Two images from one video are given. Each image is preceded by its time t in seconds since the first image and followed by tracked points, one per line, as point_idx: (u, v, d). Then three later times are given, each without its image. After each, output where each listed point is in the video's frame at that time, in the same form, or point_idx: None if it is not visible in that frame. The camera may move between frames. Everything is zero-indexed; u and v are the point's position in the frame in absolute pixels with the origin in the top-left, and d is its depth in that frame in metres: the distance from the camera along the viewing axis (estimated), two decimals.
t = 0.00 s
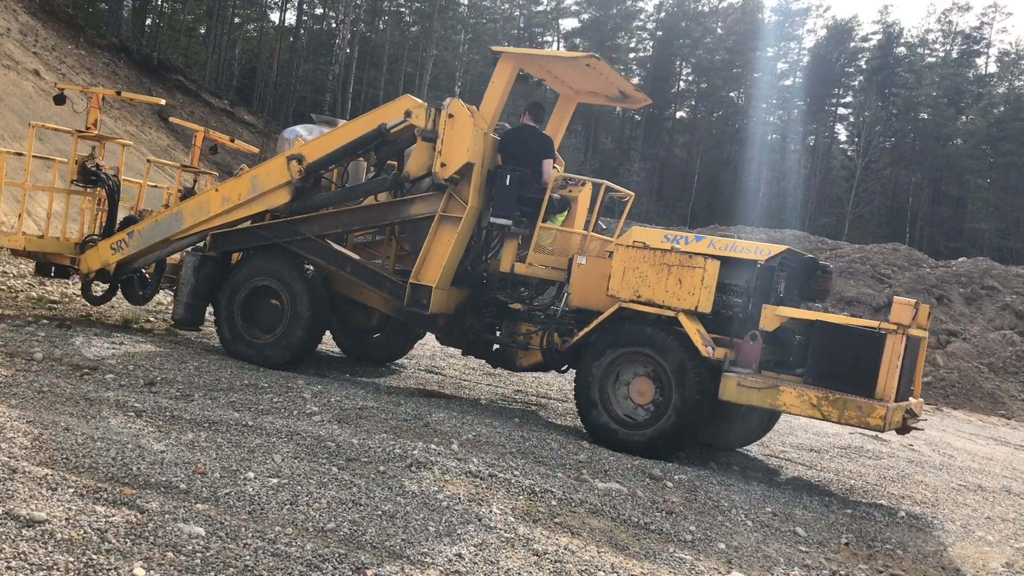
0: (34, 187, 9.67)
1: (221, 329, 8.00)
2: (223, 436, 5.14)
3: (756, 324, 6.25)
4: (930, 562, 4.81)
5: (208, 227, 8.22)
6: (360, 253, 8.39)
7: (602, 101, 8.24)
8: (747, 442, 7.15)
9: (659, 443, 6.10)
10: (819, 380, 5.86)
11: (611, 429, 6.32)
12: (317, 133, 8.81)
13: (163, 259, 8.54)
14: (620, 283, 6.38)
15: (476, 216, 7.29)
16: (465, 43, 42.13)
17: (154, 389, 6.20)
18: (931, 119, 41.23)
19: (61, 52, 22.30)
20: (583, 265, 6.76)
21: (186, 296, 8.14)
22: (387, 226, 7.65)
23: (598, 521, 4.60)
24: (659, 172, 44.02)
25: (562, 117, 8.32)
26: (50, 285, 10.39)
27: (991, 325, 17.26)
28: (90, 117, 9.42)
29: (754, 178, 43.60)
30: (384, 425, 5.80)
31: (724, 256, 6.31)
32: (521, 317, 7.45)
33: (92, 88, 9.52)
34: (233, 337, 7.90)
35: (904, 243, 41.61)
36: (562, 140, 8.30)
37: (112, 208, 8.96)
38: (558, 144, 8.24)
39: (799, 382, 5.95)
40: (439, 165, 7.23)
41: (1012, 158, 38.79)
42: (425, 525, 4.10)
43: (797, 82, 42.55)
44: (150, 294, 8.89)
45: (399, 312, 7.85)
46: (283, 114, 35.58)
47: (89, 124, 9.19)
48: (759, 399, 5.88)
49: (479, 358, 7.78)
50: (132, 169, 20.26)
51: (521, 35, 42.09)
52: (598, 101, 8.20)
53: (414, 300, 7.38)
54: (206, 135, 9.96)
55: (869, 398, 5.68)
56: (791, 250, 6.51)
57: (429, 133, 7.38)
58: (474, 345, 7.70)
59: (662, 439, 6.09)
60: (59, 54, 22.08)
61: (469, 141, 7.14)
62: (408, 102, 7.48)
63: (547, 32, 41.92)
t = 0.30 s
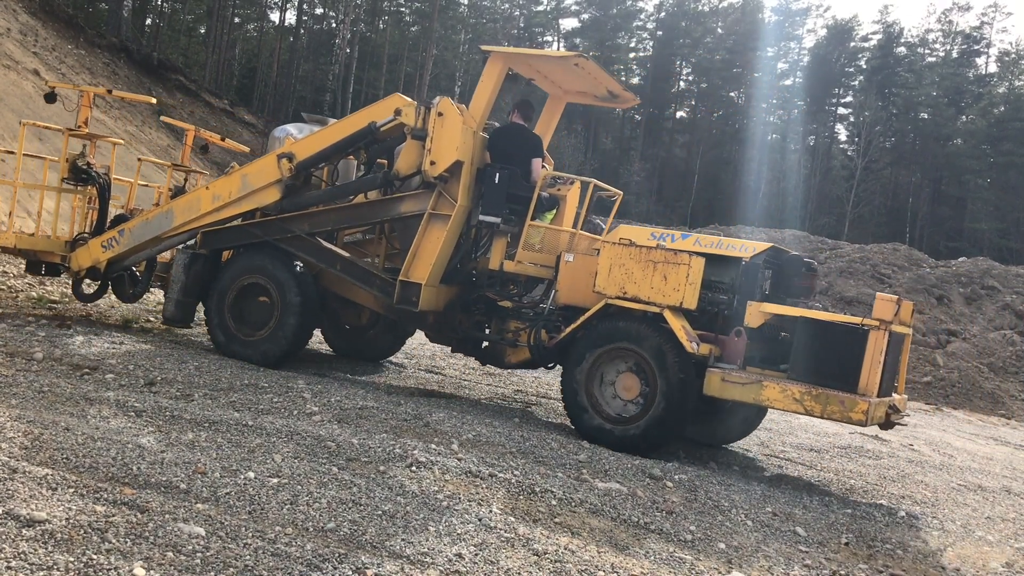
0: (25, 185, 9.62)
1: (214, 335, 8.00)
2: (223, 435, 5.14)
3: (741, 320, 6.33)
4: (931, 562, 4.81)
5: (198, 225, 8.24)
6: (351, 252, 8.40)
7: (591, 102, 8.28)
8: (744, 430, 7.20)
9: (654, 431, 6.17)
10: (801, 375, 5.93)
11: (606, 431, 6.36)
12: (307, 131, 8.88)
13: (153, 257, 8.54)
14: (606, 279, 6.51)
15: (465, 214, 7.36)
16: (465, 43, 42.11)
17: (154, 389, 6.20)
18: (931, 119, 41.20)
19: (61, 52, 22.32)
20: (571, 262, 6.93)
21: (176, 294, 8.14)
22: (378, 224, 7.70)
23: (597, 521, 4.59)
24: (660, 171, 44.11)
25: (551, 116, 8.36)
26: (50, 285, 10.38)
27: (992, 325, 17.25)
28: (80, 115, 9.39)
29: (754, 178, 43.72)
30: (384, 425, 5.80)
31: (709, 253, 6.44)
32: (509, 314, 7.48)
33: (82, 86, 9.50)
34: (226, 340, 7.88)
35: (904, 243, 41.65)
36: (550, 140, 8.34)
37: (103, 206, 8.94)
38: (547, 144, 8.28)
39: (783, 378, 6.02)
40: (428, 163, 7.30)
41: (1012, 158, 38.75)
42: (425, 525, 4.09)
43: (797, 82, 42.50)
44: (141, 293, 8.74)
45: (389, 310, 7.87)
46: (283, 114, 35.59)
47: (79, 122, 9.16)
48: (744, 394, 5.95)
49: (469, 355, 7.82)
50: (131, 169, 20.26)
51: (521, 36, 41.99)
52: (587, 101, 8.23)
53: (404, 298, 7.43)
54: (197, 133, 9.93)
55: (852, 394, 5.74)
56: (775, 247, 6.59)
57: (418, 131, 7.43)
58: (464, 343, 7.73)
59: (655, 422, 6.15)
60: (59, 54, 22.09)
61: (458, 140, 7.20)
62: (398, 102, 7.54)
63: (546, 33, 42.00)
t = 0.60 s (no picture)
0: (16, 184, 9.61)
1: (209, 343, 7.97)
2: (222, 436, 5.13)
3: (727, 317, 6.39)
4: (931, 562, 4.80)
5: (188, 223, 8.27)
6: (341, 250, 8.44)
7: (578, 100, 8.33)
8: (734, 426, 7.26)
9: (648, 417, 6.14)
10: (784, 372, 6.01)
11: (600, 429, 6.34)
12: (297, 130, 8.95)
13: (144, 255, 8.56)
14: (592, 277, 6.50)
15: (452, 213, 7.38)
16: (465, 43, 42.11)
17: (154, 389, 6.20)
18: (931, 119, 41.15)
19: (61, 52, 22.34)
20: (559, 259, 6.92)
21: (166, 291, 8.14)
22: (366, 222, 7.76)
23: (598, 521, 4.59)
24: (660, 172, 44.41)
25: (540, 114, 8.40)
26: (49, 284, 10.39)
27: (992, 324, 17.26)
28: (71, 114, 9.40)
29: (754, 179, 43.78)
30: (384, 425, 5.80)
31: (693, 251, 6.47)
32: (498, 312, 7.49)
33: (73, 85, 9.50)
34: (222, 345, 7.85)
35: (904, 243, 41.68)
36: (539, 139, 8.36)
37: (94, 205, 8.95)
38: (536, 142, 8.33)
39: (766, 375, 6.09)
40: (416, 162, 7.32)
41: (1012, 158, 38.72)
42: (425, 525, 4.09)
43: (797, 82, 42.48)
44: (132, 290, 8.85)
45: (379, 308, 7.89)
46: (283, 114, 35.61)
47: (70, 120, 9.16)
48: (726, 391, 6.00)
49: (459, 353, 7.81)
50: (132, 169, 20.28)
51: (521, 36, 42.34)
52: (574, 99, 8.28)
53: (392, 296, 7.46)
54: (188, 132, 9.94)
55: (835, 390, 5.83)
56: (760, 244, 6.63)
57: (406, 130, 7.46)
58: (453, 341, 7.71)
59: (647, 409, 6.14)
60: (59, 54, 22.11)
61: (445, 138, 7.22)
62: (386, 100, 7.57)
63: (546, 33, 42.08)
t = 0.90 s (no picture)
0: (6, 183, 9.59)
1: (206, 347, 7.97)
2: (223, 435, 5.14)
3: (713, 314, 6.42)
4: (930, 562, 4.81)
5: (179, 222, 8.32)
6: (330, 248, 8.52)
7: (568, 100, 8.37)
8: (720, 422, 7.26)
9: (641, 402, 6.16)
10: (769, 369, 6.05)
11: (597, 427, 6.33)
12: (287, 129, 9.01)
13: (135, 253, 8.60)
14: (579, 275, 6.56)
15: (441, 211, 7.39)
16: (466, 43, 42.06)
17: (154, 389, 6.20)
18: (931, 119, 41.19)
19: (61, 52, 22.33)
20: (546, 257, 6.93)
21: (156, 290, 8.15)
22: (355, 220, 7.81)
23: (598, 521, 4.59)
24: (660, 171, 44.53)
25: (529, 113, 8.45)
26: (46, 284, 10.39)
27: (992, 325, 17.29)
28: (61, 113, 9.40)
29: (754, 179, 43.80)
30: (384, 425, 5.80)
31: (679, 249, 6.51)
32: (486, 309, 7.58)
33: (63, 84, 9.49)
34: (219, 346, 7.84)
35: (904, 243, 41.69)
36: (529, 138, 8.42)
37: (85, 204, 8.95)
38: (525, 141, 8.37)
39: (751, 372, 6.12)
40: (404, 160, 7.32)
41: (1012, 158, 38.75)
42: (425, 525, 4.10)
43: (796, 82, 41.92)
44: (123, 290, 8.82)
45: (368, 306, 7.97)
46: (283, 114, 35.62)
47: (60, 120, 9.15)
48: (712, 386, 6.03)
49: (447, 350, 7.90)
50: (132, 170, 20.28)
51: (522, 35, 42.56)
52: (564, 99, 8.32)
53: (381, 293, 7.52)
54: (178, 130, 9.94)
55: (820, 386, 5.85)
56: (748, 243, 6.66)
57: (394, 128, 7.50)
58: (442, 338, 7.81)
59: (635, 395, 6.17)
60: (59, 54, 22.13)
61: (433, 137, 7.24)
62: (374, 99, 7.64)
63: (547, 33, 42.16)
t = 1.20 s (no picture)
0: None
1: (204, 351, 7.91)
2: (222, 436, 5.13)
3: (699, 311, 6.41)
4: (931, 562, 4.80)
5: (169, 220, 8.34)
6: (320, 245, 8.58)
7: (556, 99, 8.43)
8: (709, 418, 7.31)
9: (633, 383, 6.21)
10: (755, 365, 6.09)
11: (594, 421, 6.33)
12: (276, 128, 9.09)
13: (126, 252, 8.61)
14: (567, 273, 6.59)
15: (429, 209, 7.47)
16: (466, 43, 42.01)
17: (154, 389, 6.19)
18: (931, 119, 41.20)
19: (61, 52, 22.34)
20: (534, 254, 6.93)
21: (146, 287, 8.13)
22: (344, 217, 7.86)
23: (598, 521, 4.58)
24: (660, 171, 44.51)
25: (518, 112, 8.52)
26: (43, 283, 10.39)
27: (992, 325, 17.30)
28: (52, 112, 9.40)
29: (754, 178, 43.73)
30: (384, 425, 5.80)
31: (667, 246, 6.42)
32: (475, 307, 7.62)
33: (53, 83, 9.49)
34: (218, 345, 7.80)
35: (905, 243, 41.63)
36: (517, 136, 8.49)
37: (76, 203, 8.96)
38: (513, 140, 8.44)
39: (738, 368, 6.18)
40: (392, 158, 7.38)
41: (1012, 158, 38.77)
42: (426, 525, 4.10)
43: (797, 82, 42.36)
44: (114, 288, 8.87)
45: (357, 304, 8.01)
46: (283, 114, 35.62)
47: (50, 118, 9.14)
48: (699, 382, 6.10)
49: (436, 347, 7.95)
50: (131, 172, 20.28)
51: (521, 36, 42.12)
52: (553, 97, 8.38)
53: (370, 290, 7.51)
54: (169, 129, 9.95)
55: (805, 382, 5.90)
56: (732, 239, 6.64)
57: (382, 126, 7.56)
58: (433, 335, 7.85)
59: (624, 379, 6.23)
60: (59, 54, 22.14)
61: (421, 135, 7.30)
62: (363, 97, 7.66)
63: (546, 32, 42.17)
